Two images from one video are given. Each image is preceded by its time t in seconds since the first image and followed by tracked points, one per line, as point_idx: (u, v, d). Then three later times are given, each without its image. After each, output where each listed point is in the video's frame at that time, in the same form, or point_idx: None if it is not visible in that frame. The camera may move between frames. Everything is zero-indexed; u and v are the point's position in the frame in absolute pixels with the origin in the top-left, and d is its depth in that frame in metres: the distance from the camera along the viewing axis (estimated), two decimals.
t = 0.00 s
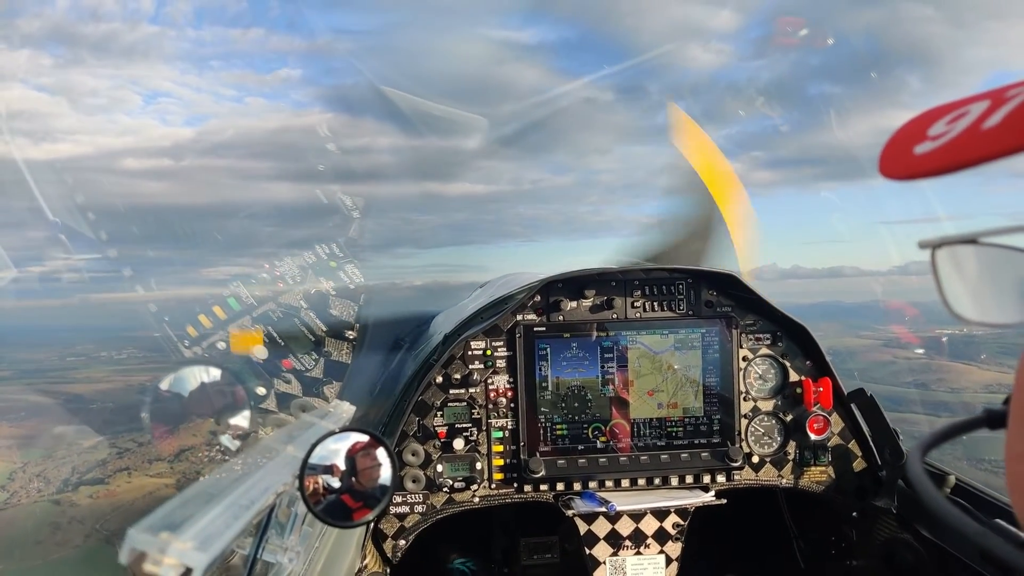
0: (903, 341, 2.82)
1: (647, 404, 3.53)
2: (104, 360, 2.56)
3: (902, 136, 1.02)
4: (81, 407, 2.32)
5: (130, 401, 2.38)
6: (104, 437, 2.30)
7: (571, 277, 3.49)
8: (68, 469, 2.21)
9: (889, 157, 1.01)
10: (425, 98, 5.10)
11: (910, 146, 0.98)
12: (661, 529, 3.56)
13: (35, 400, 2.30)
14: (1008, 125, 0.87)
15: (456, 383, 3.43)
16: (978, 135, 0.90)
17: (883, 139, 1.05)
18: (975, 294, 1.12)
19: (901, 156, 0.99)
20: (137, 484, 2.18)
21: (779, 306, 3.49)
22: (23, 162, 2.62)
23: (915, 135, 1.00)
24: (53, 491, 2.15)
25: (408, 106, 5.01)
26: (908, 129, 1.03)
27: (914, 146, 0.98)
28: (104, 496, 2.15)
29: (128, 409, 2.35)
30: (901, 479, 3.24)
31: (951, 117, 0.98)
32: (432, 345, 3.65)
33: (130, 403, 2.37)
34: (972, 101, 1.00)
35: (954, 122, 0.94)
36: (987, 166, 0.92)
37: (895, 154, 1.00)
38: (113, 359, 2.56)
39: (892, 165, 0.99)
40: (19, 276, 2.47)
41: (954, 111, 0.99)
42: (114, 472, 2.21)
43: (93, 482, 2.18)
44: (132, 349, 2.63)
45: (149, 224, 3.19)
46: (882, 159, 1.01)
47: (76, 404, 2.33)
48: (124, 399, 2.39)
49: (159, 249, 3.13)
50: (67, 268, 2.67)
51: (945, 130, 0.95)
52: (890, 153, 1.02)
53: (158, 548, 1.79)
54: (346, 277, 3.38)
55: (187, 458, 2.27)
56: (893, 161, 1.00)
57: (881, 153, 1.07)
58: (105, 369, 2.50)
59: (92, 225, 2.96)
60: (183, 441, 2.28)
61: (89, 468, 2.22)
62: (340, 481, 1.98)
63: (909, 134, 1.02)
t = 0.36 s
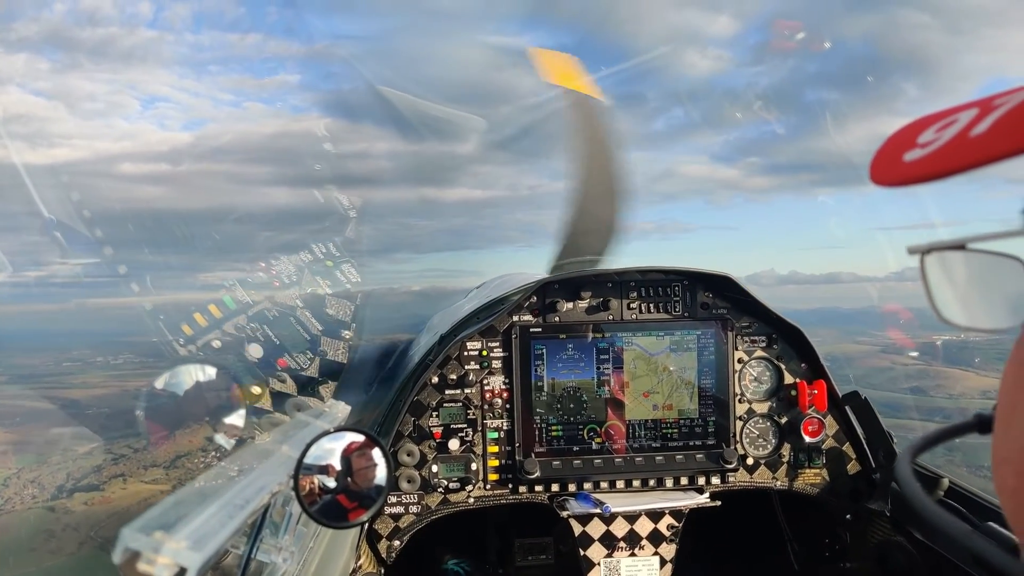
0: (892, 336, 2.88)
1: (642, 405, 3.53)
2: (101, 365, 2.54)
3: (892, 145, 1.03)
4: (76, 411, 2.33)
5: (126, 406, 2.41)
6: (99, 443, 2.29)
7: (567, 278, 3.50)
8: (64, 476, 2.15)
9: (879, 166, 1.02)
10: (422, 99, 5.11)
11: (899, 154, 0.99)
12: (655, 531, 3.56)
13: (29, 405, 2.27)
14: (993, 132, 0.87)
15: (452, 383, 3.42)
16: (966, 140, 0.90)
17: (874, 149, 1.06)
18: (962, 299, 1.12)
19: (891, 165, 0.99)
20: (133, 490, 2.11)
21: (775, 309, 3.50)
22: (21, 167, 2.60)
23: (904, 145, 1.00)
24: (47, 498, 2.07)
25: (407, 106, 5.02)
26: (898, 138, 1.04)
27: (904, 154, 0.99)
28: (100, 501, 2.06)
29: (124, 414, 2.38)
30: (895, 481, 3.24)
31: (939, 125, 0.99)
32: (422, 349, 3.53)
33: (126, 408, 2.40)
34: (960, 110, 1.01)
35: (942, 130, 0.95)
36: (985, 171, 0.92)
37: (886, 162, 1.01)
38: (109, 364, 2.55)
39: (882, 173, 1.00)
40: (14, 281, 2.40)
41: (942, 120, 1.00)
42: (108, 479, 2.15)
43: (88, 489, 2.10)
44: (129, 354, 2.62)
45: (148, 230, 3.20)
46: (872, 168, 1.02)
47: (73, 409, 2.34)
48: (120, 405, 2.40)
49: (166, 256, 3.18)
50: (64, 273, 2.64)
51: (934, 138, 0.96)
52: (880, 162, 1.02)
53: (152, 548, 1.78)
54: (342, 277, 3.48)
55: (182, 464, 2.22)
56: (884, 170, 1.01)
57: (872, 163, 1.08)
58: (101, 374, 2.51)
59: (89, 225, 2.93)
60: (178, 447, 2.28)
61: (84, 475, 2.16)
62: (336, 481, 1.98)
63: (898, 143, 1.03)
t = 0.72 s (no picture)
0: (892, 345, 2.89)
1: (639, 408, 3.53)
2: (97, 369, 2.56)
3: (887, 149, 1.04)
4: (71, 416, 2.33)
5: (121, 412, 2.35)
6: (95, 449, 2.28)
7: (564, 281, 3.50)
8: (60, 481, 2.18)
9: (874, 170, 1.03)
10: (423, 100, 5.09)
11: (894, 159, 1.00)
12: (651, 534, 3.56)
13: (26, 410, 2.31)
14: (986, 137, 0.88)
15: (449, 386, 3.42)
16: (958, 145, 0.91)
17: (869, 153, 1.07)
18: (956, 302, 1.10)
19: (886, 169, 1.00)
20: (127, 496, 2.13)
21: (771, 313, 3.51)
22: (21, 168, 2.60)
23: (899, 149, 1.01)
24: (42, 503, 2.13)
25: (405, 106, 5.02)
26: (893, 142, 1.04)
27: (898, 159, 0.99)
28: (94, 508, 2.10)
29: (119, 421, 2.32)
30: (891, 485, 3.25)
31: (934, 130, 0.99)
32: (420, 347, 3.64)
33: (122, 414, 2.34)
34: (955, 115, 1.02)
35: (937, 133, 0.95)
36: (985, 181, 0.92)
37: (880, 167, 1.02)
38: (106, 368, 2.56)
39: (876, 178, 1.00)
40: (11, 284, 2.40)
41: (937, 125, 1.01)
42: (103, 484, 2.17)
43: (83, 494, 2.13)
44: (125, 359, 2.60)
45: (148, 232, 3.16)
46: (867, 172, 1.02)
47: (69, 413, 2.34)
48: (116, 410, 2.35)
49: (167, 260, 3.10)
50: (64, 277, 2.63)
51: (928, 143, 0.96)
52: (875, 166, 1.03)
53: (148, 548, 1.80)
54: (340, 278, 3.28)
55: (178, 470, 2.22)
56: (878, 174, 1.02)
57: (867, 167, 1.08)
58: (97, 379, 2.50)
59: (87, 224, 2.89)
60: (172, 455, 2.25)
61: (80, 479, 2.19)
62: (332, 482, 1.98)
63: (894, 147, 1.04)
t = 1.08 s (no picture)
0: (897, 348, 2.89)
1: (641, 410, 3.52)
2: (102, 378, 2.56)
3: (890, 142, 1.04)
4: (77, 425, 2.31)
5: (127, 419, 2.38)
6: (100, 457, 2.28)
7: (565, 283, 3.50)
8: (65, 490, 2.15)
9: (877, 162, 1.03)
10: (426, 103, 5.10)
11: (896, 151, 1.00)
12: (654, 536, 3.54)
13: (31, 419, 2.27)
14: (989, 129, 0.87)
15: (450, 389, 3.43)
16: (960, 137, 0.91)
17: (871, 146, 1.07)
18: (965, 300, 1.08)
19: (889, 162, 1.00)
20: (134, 505, 2.09)
21: (773, 313, 3.50)
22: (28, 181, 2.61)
23: (902, 141, 1.01)
24: (47, 512, 2.07)
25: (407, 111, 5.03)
26: (895, 135, 1.04)
27: (901, 151, 0.99)
28: (101, 517, 2.05)
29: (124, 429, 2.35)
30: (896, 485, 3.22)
31: (937, 122, 0.99)
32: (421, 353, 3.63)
33: (127, 422, 2.37)
34: (957, 107, 1.02)
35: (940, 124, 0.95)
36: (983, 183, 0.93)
37: (883, 160, 1.02)
38: (111, 377, 2.56)
39: (880, 171, 1.00)
40: (16, 294, 2.42)
41: (939, 117, 1.00)
42: (110, 493, 2.14)
43: (90, 503, 2.09)
44: (130, 367, 2.61)
45: (153, 241, 3.18)
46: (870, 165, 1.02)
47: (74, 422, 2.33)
48: (121, 418, 2.38)
49: (172, 268, 3.16)
50: (70, 286, 2.67)
51: (931, 135, 0.96)
52: (878, 158, 1.03)
53: (151, 552, 1.78)
54: (342, 282, 3.28)
55: (183, 478, 2.21)
56: (882, 167, 1.02)
57: (870, 160, 1.08)
58: (104, 389, 2.49)
59: (89, 231, 2.87)
60: (178, 463, 2.28)
61: (86, 488, 2.16)
62: (334, 485, 1.98)
63: (896, 140, 1.04)
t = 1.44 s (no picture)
0: (896, 357, 2.89)
1: (640, 416, 3.53)
2: (102, 384, 2.52)
3: (888, 147, 1.04)
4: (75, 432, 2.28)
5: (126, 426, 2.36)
6: (97, 464, 2.26)
7: (565, 289, 3.50)
8: (61, 498, 2.13)
9: (875, 167, 1.03)
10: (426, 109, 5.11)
11: (894, 156, 1.00)
12: (653, 542, 3.54)
13: (28, 424, 2.24)
14: (987, 135, 0.88)
15: (450, 394, 3.42)
16: (956, 143, 0.92)
17: (869, 151, 1.07)
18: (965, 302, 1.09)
19: (887, 167, 1.00)
20: (128, 512, 2.09)
21: (773, 319, 3.50)
22: (28, 185, 2.62)
23: (900, 146, 1.01)
24: (42, 520, 2.08)
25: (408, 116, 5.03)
26: (894, 139, 1.05)
27: (899, 156, 0.99)
28: (96, 524, 2.06)
29: (122, 436, 2.32)
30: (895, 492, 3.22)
31: (934, 128, 1.00)
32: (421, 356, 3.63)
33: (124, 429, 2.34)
34: (954, 112, 1.02)
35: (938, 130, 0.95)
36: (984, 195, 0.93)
37: (881, 164, 1.02)
38: (108, 383, 2.52)
39: (879, 175, 1.01)
40: (15, 299, 2.40)
41: (937, 122, 1.01)
42: (105, 500, 2.13)
43: (85, 509, 2.10)
44: (129, 373, 2.59)
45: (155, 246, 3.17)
46: (868, 170, 1.03)
47: (72, 429, 2.29)
48: (119, 426, 2.35)
49: (172, 274, 3.11)
50: (70, 291, 2.65)
51: (928, 140, 0.97)
52: (876, 164, 1.04)
53: (147, 557, 1.80)
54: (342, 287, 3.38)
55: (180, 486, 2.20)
56: (880, 171, 1.02)
57: (868, 164, 1.09)
58: (99, 395, 2.44)
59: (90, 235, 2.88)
60: (177, 470, 2.26)
61: (83, 494, 2.15)
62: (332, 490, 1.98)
63: (894, 146, 1.04)
